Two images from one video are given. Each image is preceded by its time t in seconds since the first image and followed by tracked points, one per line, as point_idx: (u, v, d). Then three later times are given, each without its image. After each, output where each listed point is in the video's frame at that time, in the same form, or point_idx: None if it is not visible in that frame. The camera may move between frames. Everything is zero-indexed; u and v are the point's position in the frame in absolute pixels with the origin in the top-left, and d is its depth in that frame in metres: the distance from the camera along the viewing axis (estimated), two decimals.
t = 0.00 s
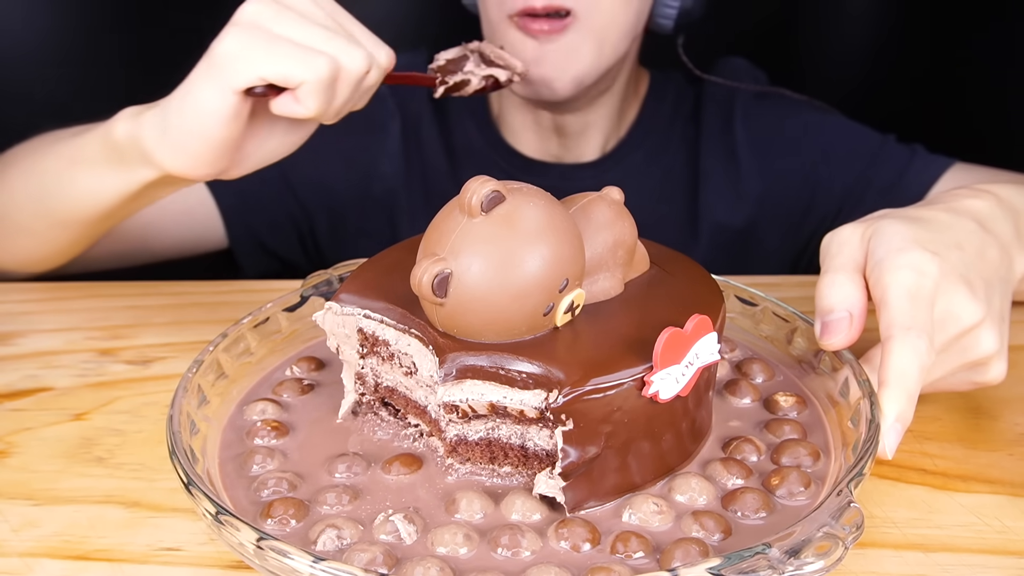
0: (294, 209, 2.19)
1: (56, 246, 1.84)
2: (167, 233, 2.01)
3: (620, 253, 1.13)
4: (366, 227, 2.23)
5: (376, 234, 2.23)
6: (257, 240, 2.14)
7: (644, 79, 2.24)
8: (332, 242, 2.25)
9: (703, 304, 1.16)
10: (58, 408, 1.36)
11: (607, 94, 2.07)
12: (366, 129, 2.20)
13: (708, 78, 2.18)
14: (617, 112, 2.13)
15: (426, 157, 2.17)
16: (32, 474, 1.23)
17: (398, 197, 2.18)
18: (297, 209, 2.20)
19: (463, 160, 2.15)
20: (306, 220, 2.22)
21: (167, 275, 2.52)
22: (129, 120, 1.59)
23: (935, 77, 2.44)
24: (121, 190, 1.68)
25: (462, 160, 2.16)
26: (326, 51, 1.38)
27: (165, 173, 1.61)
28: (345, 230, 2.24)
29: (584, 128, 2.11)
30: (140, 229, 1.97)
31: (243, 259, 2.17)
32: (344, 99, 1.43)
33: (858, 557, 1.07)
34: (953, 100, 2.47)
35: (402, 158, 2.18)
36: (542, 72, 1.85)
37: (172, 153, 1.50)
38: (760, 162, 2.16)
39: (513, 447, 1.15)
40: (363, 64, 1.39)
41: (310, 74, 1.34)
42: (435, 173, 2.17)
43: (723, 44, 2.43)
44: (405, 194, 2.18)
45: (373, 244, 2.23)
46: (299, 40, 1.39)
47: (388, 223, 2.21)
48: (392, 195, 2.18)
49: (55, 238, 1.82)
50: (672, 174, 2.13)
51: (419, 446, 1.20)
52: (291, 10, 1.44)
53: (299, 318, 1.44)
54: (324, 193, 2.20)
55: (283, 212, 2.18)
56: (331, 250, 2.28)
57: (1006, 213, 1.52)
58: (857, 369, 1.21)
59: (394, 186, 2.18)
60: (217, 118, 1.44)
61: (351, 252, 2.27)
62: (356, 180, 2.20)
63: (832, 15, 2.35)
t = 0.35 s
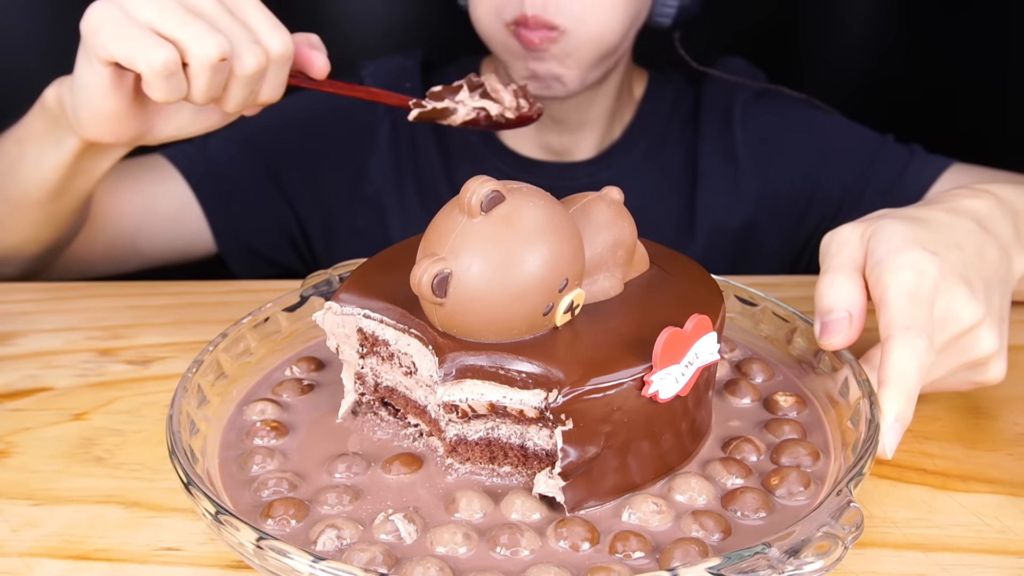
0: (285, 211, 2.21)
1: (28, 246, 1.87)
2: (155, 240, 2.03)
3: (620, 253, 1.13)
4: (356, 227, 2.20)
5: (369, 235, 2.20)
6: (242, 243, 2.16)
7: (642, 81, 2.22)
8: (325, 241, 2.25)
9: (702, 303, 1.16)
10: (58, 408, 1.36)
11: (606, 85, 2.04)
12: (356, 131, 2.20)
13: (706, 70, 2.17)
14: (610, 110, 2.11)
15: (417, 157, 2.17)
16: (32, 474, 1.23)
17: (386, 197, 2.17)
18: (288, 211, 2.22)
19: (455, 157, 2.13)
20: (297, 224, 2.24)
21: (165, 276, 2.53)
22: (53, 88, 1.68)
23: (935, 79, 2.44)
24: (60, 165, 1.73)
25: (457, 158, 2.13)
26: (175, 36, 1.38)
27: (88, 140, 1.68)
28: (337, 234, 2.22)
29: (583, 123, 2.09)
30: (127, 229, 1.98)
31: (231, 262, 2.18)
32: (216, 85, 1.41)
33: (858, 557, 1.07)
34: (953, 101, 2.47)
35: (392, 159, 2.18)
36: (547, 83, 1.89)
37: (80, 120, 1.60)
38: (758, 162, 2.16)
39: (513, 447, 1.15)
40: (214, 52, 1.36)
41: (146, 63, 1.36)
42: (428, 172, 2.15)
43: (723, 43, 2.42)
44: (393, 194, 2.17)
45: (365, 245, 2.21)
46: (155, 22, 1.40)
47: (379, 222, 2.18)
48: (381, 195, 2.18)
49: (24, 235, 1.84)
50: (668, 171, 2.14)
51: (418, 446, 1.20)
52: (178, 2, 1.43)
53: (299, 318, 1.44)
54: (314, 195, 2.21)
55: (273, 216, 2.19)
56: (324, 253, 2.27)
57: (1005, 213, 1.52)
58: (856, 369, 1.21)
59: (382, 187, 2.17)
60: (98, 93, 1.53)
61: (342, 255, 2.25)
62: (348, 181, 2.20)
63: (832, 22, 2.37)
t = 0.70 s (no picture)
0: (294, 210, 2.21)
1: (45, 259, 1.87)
2: (169, 244, 2.03)
3: (620, 253, 1.13)
4: (364, 224, 2.21)
5: (377, 231, 2.20)
6: (255, 242, 2.15)
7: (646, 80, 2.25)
8: (333, 239, 2.25)
9: (702, 303, 1.16)
10: (58, 408, 1.36)
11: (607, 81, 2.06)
12: (362, 128, 2.22)
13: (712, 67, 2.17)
14: (614, 108, 2.12)
15: (422, 152, 2.17)
16: (33, 474, 1.23)
17: (393, 190, 2.17)
18: (297, 209, 2.21)
19: (458, 151, 2.14)
20: (306, 222, 2.23)
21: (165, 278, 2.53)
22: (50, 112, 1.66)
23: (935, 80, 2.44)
24: (65, 188, 1.72)
25: (460, 158, 2.13)
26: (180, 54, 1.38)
27: (90, 165, 1.67)
28: (344, 230, 2.23)
29: (586, 118, 2.11)
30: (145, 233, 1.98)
31: (245, 262, 2.19)
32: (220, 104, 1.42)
33: (858, 557, 1.07)
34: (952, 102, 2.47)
35: (397, 154, 2.18)
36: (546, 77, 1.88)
37: (84, 145, 1.60)
38: (758, 162, 2.16)
39: (513, 447, 1.15)
40: (221, 70, 1.37)
41: (151, 76, 1.36)
42: (432, 167, 2.15)
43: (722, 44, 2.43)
44: (400, 190, 2.17)
45: (373, 242, 2.21)
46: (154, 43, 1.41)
47: (387, 218, 2.19)
48: (388, 189, 2.18)
49: (43, 248, 1.84)
50: (670, 170, 2.13)
51: (418, 446, 1.20)
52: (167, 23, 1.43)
53: (299, 318, 1.44)
54: (322, 192, 2.21)
55: (282, 213, 2.19)
56: (332, 250, 2.27)
57: (1003, 212, 1.52)
58: (856, 369, 1.21)
59: (390, 181, 2.18)
60: (101, 120, 1.53)
61: (350, 252, 2.26)
62: (355, 177, 2.20)
63: (832, 21, 2.37)
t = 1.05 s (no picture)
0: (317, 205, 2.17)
1: (120, 266, 1.84)
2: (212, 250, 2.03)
3: (620, 252, 1.13)
4: (382, 221, 2.24)
5: (394, 229, 2.24)
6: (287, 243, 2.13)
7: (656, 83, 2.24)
8: (351, 235, 2.26)
9: (701, 302, 1.16)
10: (58, 408, 1.36)
11: (617, 75, 2.05)
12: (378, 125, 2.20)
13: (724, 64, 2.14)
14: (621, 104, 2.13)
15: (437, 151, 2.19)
16: (32, 474, 1.23)
17: (414, 190, 2.20)
18: (320, 206, 2.18)
19: (470, 151, 2.16)
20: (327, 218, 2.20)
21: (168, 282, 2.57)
22: (277, 96, 1.69)
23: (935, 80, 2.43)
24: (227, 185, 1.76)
25: (465, 153, 2.16)
26: None
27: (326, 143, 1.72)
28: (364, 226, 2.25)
29: (592, 115, 2.11)
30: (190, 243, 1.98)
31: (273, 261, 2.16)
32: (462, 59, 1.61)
33: (857, 557, 1.07)
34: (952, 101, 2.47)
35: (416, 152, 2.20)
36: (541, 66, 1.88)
37: (332, 119, 1.66)
38: (760, 161, 2.16)
39: (513, 447, 1.15)
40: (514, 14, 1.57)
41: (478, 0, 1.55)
42: (444, 169, 2.18)
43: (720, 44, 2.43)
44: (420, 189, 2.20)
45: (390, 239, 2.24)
46: None
47: (404, 217, 2.22)
48: (409, 188, 2.21)
49: (160, 246, 1.82)
50: (678, 172, 2.13)
51: (419, 446, 1.20)
52: None
53: (299, 318, 1.44)
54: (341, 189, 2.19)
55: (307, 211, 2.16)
56: (347, 246, 2.27)
57: (1001, 211, 1.52)
58: (856, 368, 1.21)
59: (410, 180, 2.20)
60: (393, 87, 1.62)
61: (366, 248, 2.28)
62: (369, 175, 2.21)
63: (831, 22, 2.36)
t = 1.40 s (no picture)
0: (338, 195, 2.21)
1: (215, 220, 1.74)
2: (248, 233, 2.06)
3: (620, 252, 1.13)
4: (398, 214, 2.25)
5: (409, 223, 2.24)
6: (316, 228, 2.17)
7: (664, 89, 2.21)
8: (365, 229, 2.28)
9: (702, 302, 1.17)
10: (57, 408, 1.36)
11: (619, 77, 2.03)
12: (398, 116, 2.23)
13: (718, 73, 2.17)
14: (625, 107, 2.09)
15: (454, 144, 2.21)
16: (33, 474, 1.23)
17: (432, 182, 2.23)
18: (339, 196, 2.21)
19: (485, 149, 2.17)
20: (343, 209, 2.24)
21: (174, 277, 2.67)
22: (448, 44, 1.68)
23: (936, 79, 2.44)
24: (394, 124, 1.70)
25: (484, 152, 2.17)
26: None
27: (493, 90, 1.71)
28: (380, 220, 2.26)
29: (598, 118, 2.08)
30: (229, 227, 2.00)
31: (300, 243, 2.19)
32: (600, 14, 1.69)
33: (857, 557, 1.07)
34: (954, 100, 2.47)
35: (436, 145, 2.23)
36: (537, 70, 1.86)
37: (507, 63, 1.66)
38: (764, 161, 2.17)
39: (513, 446, 1.15)
40: None
41: None
42: (459, 163, 2.20)
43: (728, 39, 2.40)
44: (439, 182, 2.23)
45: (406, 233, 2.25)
46: None
47: (420, 210, 2.24)
48: (427, 181, 2.23)
49: (260, 199, 1.74)
50: (686, 175, 2.13)
51: (419, 446, 1.20)
52: None
53: (300, 317, 1.44)
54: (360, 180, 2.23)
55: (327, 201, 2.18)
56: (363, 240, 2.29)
57: (1004, 209, 1.52)
58: (856, 368, 1.21)
59: (428, 173, 2.22)
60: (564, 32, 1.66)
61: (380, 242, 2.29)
62: (386, 168, 2.23)
63: (833, 21, 2.36)
